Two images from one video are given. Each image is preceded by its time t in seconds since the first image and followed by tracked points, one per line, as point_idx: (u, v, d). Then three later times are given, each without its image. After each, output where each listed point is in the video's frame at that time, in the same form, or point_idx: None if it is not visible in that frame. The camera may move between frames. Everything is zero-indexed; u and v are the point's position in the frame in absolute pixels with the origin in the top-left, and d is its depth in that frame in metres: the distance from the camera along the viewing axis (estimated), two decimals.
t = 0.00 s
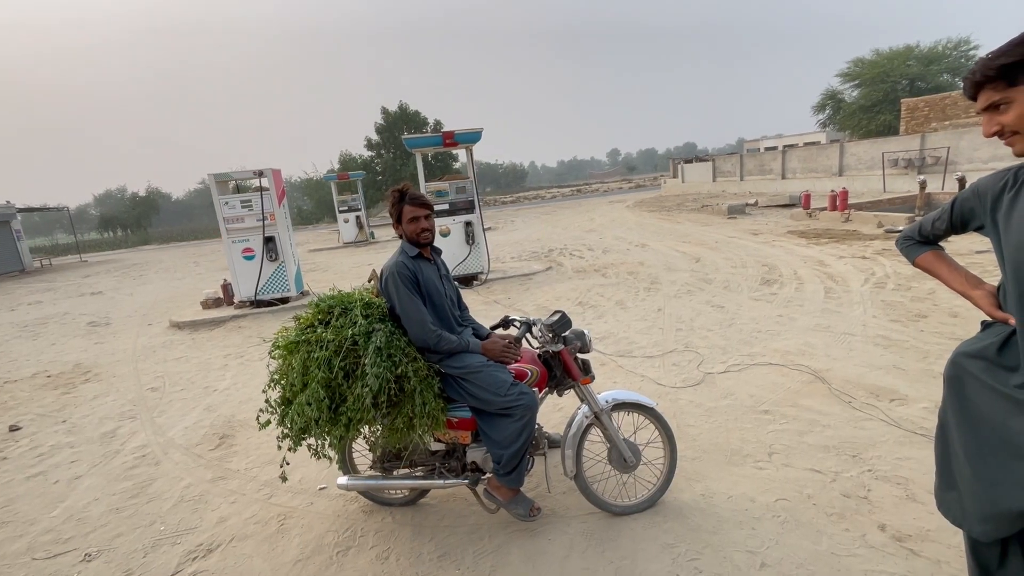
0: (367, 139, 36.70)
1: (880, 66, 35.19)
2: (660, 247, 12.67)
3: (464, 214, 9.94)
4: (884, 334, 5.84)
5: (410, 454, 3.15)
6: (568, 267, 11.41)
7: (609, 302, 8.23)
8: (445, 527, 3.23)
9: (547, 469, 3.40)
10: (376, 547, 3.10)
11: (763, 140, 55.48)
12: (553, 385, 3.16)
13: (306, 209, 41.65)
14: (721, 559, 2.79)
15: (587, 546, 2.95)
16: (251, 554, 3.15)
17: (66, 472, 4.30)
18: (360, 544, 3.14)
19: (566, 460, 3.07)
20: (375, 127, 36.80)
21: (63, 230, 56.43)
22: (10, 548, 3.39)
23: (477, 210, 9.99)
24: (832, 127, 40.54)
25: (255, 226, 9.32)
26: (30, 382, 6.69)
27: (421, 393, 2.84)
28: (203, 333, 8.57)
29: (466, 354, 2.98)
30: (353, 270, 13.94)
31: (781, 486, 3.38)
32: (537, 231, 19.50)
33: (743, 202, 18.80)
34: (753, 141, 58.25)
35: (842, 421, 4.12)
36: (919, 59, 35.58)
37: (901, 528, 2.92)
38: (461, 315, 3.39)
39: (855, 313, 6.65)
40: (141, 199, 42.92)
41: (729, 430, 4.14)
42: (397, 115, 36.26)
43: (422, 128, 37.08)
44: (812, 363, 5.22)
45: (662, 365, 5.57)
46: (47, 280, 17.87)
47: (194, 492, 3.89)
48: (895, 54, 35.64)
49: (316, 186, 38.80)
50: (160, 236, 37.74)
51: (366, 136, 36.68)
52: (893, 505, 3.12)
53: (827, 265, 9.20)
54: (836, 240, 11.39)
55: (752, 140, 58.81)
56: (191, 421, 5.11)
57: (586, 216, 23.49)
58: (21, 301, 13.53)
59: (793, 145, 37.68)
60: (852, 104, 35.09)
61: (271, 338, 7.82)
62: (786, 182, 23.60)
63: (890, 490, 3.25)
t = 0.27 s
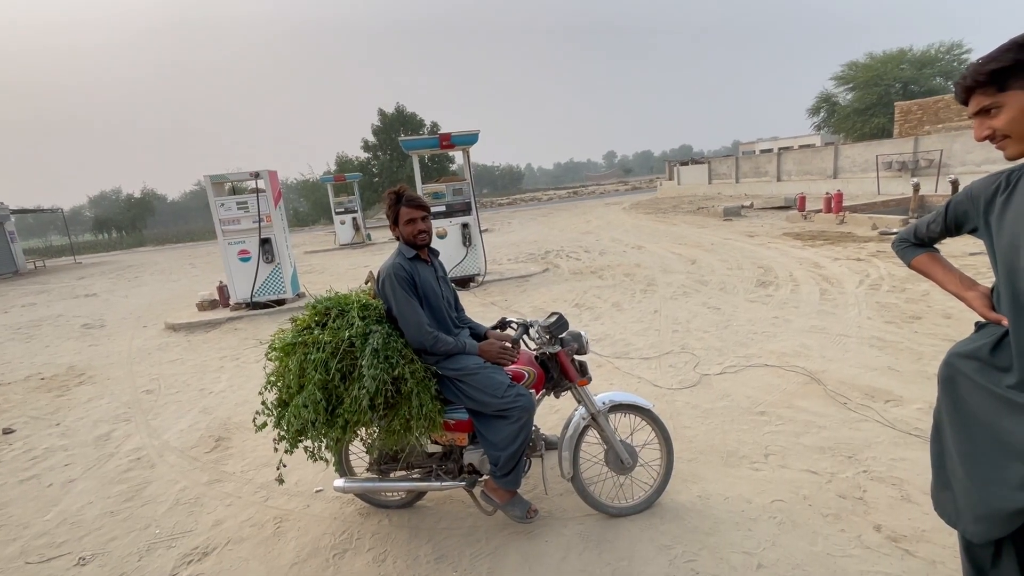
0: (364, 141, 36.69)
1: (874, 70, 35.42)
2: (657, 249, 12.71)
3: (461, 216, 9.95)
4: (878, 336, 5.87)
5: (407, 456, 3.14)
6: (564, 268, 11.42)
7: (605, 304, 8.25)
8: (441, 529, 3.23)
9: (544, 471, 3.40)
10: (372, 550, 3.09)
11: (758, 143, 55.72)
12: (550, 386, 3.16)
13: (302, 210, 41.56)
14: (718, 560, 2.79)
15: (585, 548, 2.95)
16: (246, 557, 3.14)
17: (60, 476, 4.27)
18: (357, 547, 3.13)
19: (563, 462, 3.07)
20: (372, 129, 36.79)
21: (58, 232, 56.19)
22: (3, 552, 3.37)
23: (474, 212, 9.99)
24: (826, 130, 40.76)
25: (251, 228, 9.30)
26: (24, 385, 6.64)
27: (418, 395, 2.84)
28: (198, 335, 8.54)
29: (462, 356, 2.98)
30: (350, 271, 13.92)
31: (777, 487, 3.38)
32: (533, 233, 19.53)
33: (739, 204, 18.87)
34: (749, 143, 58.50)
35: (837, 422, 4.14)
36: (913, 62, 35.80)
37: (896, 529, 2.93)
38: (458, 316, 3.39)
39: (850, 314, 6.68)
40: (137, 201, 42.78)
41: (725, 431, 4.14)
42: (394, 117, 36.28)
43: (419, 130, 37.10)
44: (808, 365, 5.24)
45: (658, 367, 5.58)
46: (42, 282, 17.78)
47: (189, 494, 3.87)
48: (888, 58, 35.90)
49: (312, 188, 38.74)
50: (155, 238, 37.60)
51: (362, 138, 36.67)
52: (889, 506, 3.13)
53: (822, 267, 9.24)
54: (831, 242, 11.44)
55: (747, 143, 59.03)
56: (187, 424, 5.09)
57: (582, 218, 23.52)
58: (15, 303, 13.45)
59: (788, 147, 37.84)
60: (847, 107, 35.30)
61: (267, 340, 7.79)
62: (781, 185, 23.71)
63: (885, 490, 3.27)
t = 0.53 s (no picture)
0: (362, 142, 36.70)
1: (870, 73, 35.59)
2: (654, 251, 12.73)
3: (458, 217, 9.94)
4: (875, 337, 5.89)
5: (405, 459, 3.14)
6: (562, 270, 11.43)
7: (603, 305, 8.25)
8: (439, 532, 3.22)
9: (542, 473, 3.39)
10: (370, 553, 3.08)
11: (755, 145, 55.92)
12: (549, 388, 3.16)
13: (300, 212, 41.52)
14: (716, 562, 2.79)
15: (583, 550, 2.95)
16: (244, 560, 3.13)
17: (56, 479, 4.25)
18: (354, 550, 3.12)
19: (562, 463, 3.07)
20: (369, 131, 36.81)
21: (54, 233, 56.00)
22: None
23: (472, 214, 9.99)
24: (823, 132, 40.91)
25: (249, 230, 9.30)
26: (19, 388, 6.61)
27: (416, 397, 2.84)
28: (195, 337, 8.51)
29: (460, 358, 2.98)
30: (348, 273, 13.91)
31: (775, 489, 3.39)
32: (531, 235, 19.53)
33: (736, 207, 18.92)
34: (745, 146, 58.71)
35: (835, 424, 4.15)
36: (908, 66, 35.96)
37: (893, 530, 2.93)
38: (456, 318, 3.39)
39: (847, 316, 6.70)
40: (134, 203, 42.68)
41: (723, 433, 4.15)
42: (392, 119, 36.31)
43: (416, 132, 37.12)
44: (805, 366, 5.25)
45: (656, 368, 5.59)
46: (38, 284, 17.70)
47: (186, 497, 3.86)
48: (884, 61, 36.07)
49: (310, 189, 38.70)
50: (152, 240, 37.49)
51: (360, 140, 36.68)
52: (886, 507, 3.13)
53: (819, 269, 9.27)
54: (828, 244, 11.47)
55: (744, 145, 59.21)
56: (183, 427, 5.07)
57: (580, 219, 23.56)
58: (11, 305, 13.39)
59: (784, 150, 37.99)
60: (843, 110, 35.46)
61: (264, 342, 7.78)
62: (778, 187, 23.78)
63: (882, 492, 3.27)
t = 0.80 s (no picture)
0: (360, 144, 36.70)
1: (867, 76, 35.73)
2: (653, 254, 12.74)
3: (458, 220, 9.94)
4: (874, 340, 5.89)
5: (406, 462, 3.13)
6: (562, 273, 11.43)
7: (603, 308, 8.25)
8: (440, 535, 3.21)
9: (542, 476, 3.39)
10: (371, 556, 3.07)
11: (753, 148, 56.06)
12: (550, 391, 3.15)
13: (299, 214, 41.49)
14: (718, 565, 2.79)
15: (584, 553, 2.94)
16: (244, 564, 3.12)
17: (54, 482, 4.23)
18: (355, 553, 3.11)
19: (563, 466, 3.06)
20: (368, 133, 36.83)
21: (52, 235, 55.91)
22: None
23: (471, 216, 9.98)
24: (820, 135, 41.03)
25: (248, 232, 9.29)
26: (17, 390, 6.59)
27: (417, 399, 2.83)
28: (194, 340, 8.49)
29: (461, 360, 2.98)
30: (346, 276, 13.89)
31: (776, 492, 3.39)
32: (530, 237, 19.53)
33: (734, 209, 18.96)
34: (744, 148, 58.83)
35: (835, 426, 4.15)
36: (905, 69, 36.09)
37: (895, 533, 2.93)
38: (458, 320, 3.38)
39: (846, 319, 6.70)
40: (132, 204, 42.63)
41: (724, 436, 4.14)
42: (391, 121, 36.35)
43: (415, 134, 37.14)
44: (805, 369, 5.26)
45: (656, 371, 5.59)
46: (36, 286, 17.66)
47: (185, 500, 3.84)
48: (881, 64, 36.19)
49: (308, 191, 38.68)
50: (150, 242, 37.42)
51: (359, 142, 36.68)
52: (887, 510, 3.13)
53: (818, 272, 9.28)
54: (827, 247, 11.50)
55: (742, 148, 59.36)
56: (182, 429, 5.05)
57: (579, 222, 23.57)
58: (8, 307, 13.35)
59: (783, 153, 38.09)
60: (841, 113, 35.58)
61: (263, 344, 7.76)
62: (776, 189, 23.81)
63: (883, 494, 3.28)
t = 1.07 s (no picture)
0: (361, 146, 36.73)
1: (867, 78, 35.75)
2: (654, 255, 12.73)
3: (458, 221, 9.94)
4: (875, 342, 5.89)
5: (406, 463, 3.12)
6: (562, 274, 11.42)
7: (603, 310, 8.25)
8: (440, 537, 3.20)
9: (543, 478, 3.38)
10: (371, 558, 3.07)
11: (753, 150, 56.07)
12: (550, 393, 3.15)
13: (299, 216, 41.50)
14: (719, 568, 2.78)
15: (585, 555, 2.94)
16: (243, 566, 3.11)
17: (54, 483, 4.23)
18: (355, 555, 3.11)
19: (563, 468, 3.06)
20: (369, 135, 36.86)
21: (52, 237, 55.94)
22: None
23: (471, 218, 9.98)
24: (820, 137, 41.07)
25: (248, 233, 9.29)
26: (17, 391, 6.58)
27: (417, 401, 2.83)
28: (194, 341, 8.48)
29: (461, 362, 2.97)
30: (347, 277, 13.89)
31: (777, 494, 3.38)
32: (530, 238, 19.51)
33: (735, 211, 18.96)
34: (744, 150, 58.85)
35: (835, 428, 4.15)
36: (905, 71, 36.11)
37: (896, 535, 2.93)
38: (458, 322, 3.38)
39: (846, 321, 6.70)
40: (132, 206, 42.66)
41: (724, 438, 4.14)
42: (391, 123, 36.39)
43: (416, 136, 37.18)
44: (805, 371, 5.25)
45: (657, 373, 5.58)
46: (36, 287, 17.66)
47: (185, 502, 3.84)
48: (881, 66, 36.21)
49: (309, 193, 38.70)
50: (150, 243, 37.46)
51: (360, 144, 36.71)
52: (888, 512, 3.13)
53: (818, 273, 9.28)
54: (827, 248, 11.49)
55: (742, 150, 59.37)
56: (182, 431, 5.04)
57: (580, 223, 23.58)
58: (8, 309, 13.34)
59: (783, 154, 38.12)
60: (841, 115, 35.61)
61: (263, 346, 7.76)
62: (776, 191, 23.81)
63: (884, 496, 3.27)
